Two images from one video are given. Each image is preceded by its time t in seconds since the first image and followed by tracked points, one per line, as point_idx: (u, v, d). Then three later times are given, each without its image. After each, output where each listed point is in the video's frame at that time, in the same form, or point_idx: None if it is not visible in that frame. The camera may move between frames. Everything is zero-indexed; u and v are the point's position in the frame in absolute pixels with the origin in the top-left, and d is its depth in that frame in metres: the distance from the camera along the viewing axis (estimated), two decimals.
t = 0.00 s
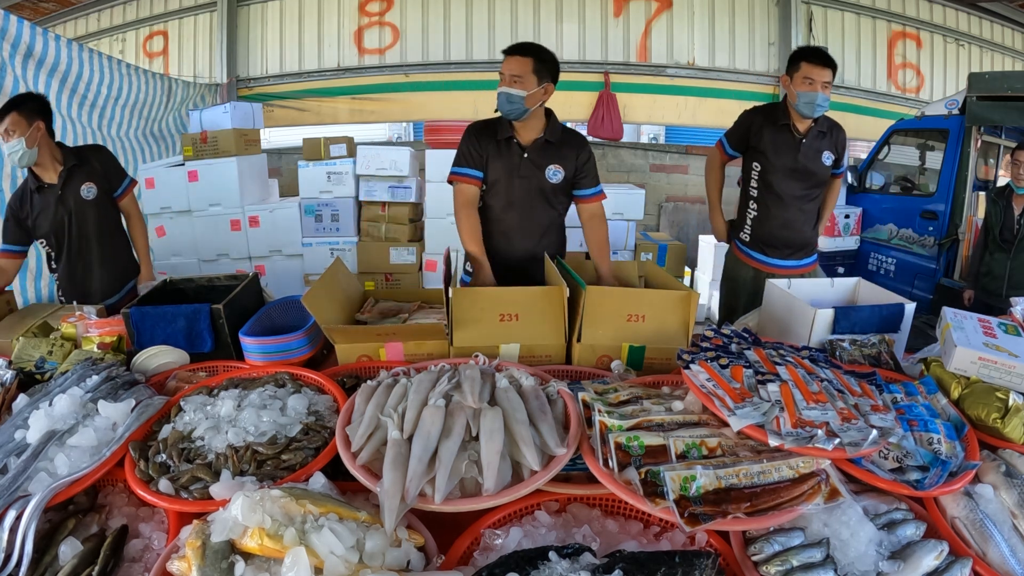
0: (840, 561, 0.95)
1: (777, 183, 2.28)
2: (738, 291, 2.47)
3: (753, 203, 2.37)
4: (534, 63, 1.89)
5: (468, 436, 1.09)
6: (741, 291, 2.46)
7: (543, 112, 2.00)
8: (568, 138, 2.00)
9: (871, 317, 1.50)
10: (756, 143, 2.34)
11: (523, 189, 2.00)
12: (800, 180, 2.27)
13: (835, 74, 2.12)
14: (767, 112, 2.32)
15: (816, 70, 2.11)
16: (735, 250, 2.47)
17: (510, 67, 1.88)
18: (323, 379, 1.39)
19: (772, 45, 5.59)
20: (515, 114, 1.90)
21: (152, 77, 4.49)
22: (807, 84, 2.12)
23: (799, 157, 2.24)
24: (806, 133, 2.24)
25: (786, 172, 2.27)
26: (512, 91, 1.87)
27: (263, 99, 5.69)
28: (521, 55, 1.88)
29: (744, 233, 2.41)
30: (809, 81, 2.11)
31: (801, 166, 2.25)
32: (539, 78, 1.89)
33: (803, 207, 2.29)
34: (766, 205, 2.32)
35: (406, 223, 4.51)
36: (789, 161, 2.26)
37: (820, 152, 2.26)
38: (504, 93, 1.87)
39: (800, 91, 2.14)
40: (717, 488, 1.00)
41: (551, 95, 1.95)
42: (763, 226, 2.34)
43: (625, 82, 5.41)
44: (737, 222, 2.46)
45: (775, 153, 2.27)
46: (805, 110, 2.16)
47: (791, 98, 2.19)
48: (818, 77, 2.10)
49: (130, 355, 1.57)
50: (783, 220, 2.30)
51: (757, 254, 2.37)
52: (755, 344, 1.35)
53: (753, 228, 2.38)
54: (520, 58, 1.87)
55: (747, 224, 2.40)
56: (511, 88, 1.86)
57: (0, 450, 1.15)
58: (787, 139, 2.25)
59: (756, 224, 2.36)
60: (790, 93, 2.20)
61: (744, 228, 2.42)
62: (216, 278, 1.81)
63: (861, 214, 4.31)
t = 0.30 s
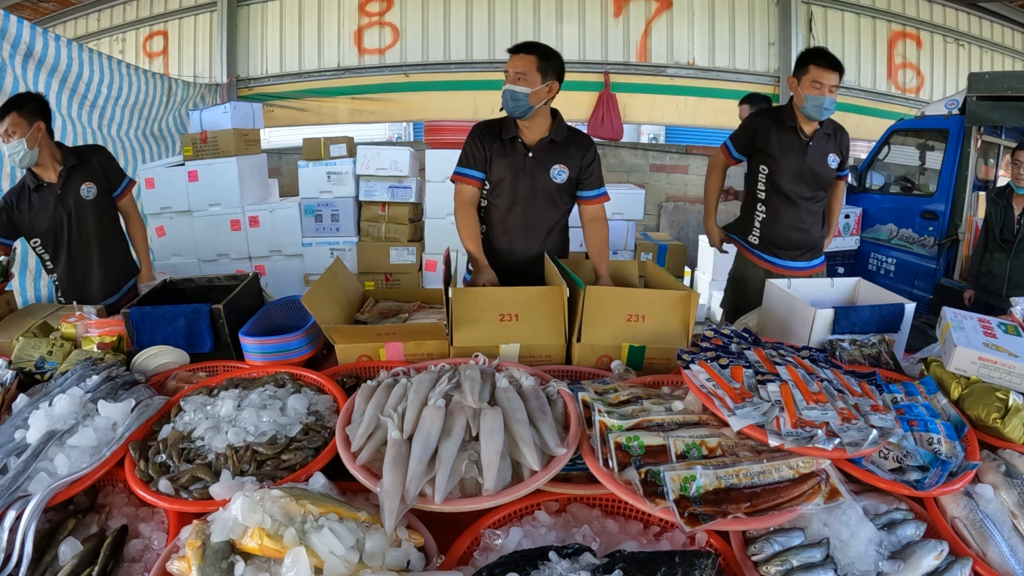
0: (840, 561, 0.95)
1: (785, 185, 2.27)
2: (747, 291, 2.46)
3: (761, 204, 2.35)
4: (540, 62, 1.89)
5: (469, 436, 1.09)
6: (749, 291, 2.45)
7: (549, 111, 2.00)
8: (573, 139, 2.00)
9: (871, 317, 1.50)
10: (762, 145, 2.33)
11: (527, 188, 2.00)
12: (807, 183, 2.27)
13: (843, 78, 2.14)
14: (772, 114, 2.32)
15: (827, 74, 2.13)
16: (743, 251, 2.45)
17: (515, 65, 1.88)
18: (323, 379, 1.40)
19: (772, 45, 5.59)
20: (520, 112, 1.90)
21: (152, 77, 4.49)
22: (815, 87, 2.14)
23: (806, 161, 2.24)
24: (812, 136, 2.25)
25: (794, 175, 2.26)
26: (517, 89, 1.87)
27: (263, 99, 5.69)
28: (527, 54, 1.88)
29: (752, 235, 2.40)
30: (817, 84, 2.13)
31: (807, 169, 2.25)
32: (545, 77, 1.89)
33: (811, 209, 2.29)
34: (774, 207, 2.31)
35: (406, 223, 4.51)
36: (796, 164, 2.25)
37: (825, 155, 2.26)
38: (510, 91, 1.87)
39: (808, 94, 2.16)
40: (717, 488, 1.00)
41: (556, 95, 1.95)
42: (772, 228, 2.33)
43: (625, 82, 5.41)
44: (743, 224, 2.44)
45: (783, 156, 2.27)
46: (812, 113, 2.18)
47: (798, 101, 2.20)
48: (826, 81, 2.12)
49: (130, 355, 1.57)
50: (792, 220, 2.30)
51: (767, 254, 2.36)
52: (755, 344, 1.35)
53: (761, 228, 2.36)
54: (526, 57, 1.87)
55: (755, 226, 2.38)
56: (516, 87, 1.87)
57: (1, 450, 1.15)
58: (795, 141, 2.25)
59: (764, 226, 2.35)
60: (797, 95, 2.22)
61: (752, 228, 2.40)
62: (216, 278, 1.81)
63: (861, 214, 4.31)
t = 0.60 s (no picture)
0: (840, 561, 0.95)
1: (791, 186, 2.27)
2: (754, 291, 2.46)
3: (766, 209, 2.35)
4: (537, 61, 1.89)
5: (468, 436, 1.09)
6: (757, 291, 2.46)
7: (546, 112, 2.01)
8: (570, 140, 2.00)
9: (871, 317, 1.50)
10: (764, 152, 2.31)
11: (523, 187, 1.99)
12: (812, 184, 2.28)
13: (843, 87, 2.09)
14: (769, 119, 2.30)
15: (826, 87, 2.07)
16: (750, 255, 2.45)
17: (513, 64, 1.88)
18: (324, 379, 1.40)
19: (772, 45, 5.60)
20: (516, 110, 1.90)
21: (152, 77, 4.49)
22: (812, 100, 2.11)
23: (811, 162, 2.25)
24: (814, 137, 2.24)
25: (800, 179, 2.26)
26: (513, 87, 1.87)
27: (263, 99, 5.69)
28: (524, 53, 1.89)
29: (759, 240, 2.40)
30: (814, 97, 2.10)
31: (812, 172, 2.25)
32: (542, 77, 1.90)
33: (815, 210, 2.31)
34: (780, 210, 2.31)
35: (406, 223, 4.51)
36: (801, 168, 2.25)
37: (827, 155, 2.28)
38: (507, 91, 1.87)
39: (804, 104, 2.14)
40: (717, 488, 1.00)
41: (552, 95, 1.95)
42: (778, 230, 2.33)
43: (626, 82, 5.41)
44: (749, 229, 2.44)
45: (786, 161, 2.26)
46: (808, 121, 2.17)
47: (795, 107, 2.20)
48: (824, 95, 2.08)
49: (130, 355, 1.57)
50: (798, 222, 2.30)
51: (774, 256, 2.37)
52: (755, 344, 1.35)
53: (767, 231, 2.36)
54: (523, 57, 1.88)
55: (761, 231, 2.38)
56: (513, 85, 1.87)
57: (1, 450, 1.15)
58: (797, 146, 2.24)
59: (770, 229, 2.35)
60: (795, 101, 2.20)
61: (758, 232, 2.40)
62: (216, 278, 1.81)
63: (861, 214, 4.31)
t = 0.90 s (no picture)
0: (840, 561, 0.95)
1: (797, 189, 2.27)
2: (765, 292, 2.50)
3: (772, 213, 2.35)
4: (502, 73, 1.83)
5: (469, 436, 1.09)
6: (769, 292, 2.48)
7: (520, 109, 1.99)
8: (544, 136, 2.01)
9: (871, 317, 1.50)
10: (773, 162, 2.23)
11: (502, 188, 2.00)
12: (816, 185, 2.27)
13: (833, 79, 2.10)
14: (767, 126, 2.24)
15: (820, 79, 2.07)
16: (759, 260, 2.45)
17: (477, 83, 1.82)
18: (324, 379, 1.40)
19: (772, 46, 5.60)
20: (492, 124, 1.90)
21: (152, 77, 4.49)
22: (813, 95, 2.09)
23: (812, 164, 2.24)
24: (810, 137, 2.23)
25: (805, 182, 2.26)
26: (484, 106, 1.85)
27: (263, 99, 5.69)
28: (488, 71, 1.81)
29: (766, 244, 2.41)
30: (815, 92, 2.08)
31: (814, 172, 2.25)
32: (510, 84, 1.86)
33: (820, 209, 2.31)
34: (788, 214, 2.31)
35: (406, 223, 4.51)
36: (805, 171, 2.24)
37: (825, 152, 2.27)
38: (480, 109, 1.86)
39: (805, 101, 2.11)
40: (717, 488, 1.00)
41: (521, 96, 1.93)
42: (785, 234, 2.34)
43: (626, 82, 5.41)
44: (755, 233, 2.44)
45: (792, 167, 2.23)
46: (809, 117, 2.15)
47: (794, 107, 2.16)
48: (823, 87, 2.07)
49: (130, 355, 1.57)
50: (806, 224, 2.31)
51: (783, 258, 2.38)
52: (755, 345, 1.35)
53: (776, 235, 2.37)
54: (489, 73, 1.81)
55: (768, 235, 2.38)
56: (484, 105, 1.85)
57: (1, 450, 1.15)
58: (797, 148, 2.21)
59: (778, 233, 2.36)
60: (791, 101, 2.17)
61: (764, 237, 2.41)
62: (216, 278, 1.81)
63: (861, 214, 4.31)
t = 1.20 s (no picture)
0: (840, 561, 0.95)
1: (801, 193, 2.27)
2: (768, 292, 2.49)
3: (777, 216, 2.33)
4: (443, 81, 1.85)
5: (469, 435, 1.09)
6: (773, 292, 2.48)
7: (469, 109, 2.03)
8: (495, 133, 2.03)
9: (871, 317, 1.50)
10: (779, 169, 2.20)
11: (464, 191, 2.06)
12: (818, 185, 2.28)
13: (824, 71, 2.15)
14: (769, 130, 2.22)
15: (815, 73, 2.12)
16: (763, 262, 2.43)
17: (422, 95, 1.84)
18: (324, 379, 1.40)
19: (772, 45, 5.60)
20: (445, 131, 1.95)
21: (152, 77, 4.49)
22: (811, 89, 2.13)
23: (814, 165, 2.24)
24: (808, 138, 2.24)
25: (808, 184, 2.26)
26: (434, 117, 1.89)
27: (263, 99, 5.69)
28: (430, 81, 1.82)
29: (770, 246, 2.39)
30: (812, 87, 2.12)
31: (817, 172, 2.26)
32: (454, 88, 1.88)
33: (822, 210, 2.33)
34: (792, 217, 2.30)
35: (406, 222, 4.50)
36: (808, 173, 2.23)
37: (823, 151, 2.28)
38: (432, 119, 1.90)
39: (804, 97, 2.14)
40: (717, 488, 1.00)
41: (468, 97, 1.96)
42: (791, 237, 2.33)
43: (626, 82, 5.41)
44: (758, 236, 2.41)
45: (797, 171, 2.22)
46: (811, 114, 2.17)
47: (791, 106, 2.17)
48: (818, 80, 2.12)
49: (130, 355, 1.57)
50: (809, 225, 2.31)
51: (788, 260, 2.36)
52: (755, 344, 1.35)
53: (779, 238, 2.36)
54: (430, 82, 1.82)
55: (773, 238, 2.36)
56: (433, 114, 1.89)
57: (1, 450, 1.15)
58: (800, 151, 2.20)
59: (782, 235, 2.34)
60: (788, 101, 2.18)
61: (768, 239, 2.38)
62: (216, 278, 1.81)
63: (861, 214, 4.32)
